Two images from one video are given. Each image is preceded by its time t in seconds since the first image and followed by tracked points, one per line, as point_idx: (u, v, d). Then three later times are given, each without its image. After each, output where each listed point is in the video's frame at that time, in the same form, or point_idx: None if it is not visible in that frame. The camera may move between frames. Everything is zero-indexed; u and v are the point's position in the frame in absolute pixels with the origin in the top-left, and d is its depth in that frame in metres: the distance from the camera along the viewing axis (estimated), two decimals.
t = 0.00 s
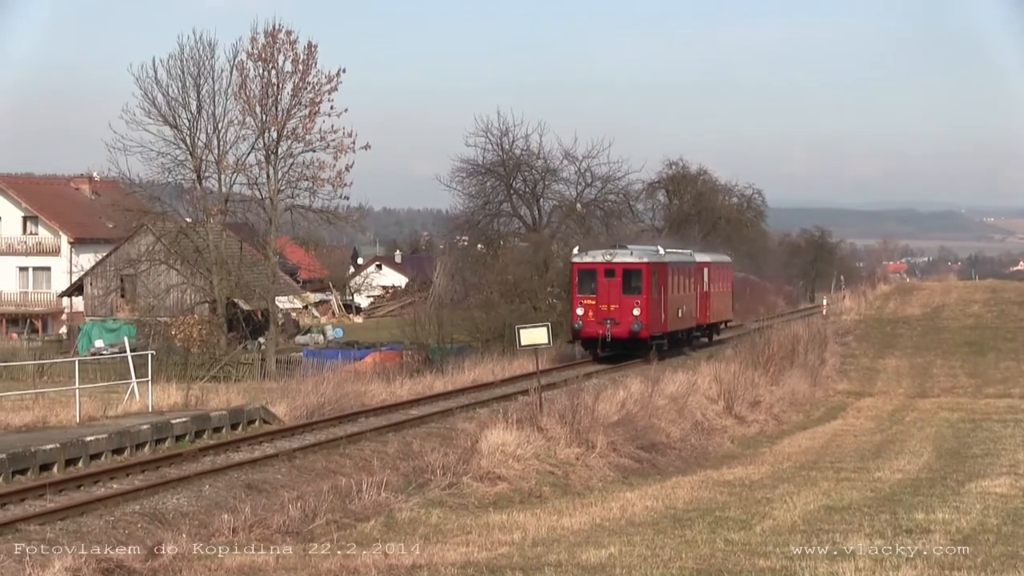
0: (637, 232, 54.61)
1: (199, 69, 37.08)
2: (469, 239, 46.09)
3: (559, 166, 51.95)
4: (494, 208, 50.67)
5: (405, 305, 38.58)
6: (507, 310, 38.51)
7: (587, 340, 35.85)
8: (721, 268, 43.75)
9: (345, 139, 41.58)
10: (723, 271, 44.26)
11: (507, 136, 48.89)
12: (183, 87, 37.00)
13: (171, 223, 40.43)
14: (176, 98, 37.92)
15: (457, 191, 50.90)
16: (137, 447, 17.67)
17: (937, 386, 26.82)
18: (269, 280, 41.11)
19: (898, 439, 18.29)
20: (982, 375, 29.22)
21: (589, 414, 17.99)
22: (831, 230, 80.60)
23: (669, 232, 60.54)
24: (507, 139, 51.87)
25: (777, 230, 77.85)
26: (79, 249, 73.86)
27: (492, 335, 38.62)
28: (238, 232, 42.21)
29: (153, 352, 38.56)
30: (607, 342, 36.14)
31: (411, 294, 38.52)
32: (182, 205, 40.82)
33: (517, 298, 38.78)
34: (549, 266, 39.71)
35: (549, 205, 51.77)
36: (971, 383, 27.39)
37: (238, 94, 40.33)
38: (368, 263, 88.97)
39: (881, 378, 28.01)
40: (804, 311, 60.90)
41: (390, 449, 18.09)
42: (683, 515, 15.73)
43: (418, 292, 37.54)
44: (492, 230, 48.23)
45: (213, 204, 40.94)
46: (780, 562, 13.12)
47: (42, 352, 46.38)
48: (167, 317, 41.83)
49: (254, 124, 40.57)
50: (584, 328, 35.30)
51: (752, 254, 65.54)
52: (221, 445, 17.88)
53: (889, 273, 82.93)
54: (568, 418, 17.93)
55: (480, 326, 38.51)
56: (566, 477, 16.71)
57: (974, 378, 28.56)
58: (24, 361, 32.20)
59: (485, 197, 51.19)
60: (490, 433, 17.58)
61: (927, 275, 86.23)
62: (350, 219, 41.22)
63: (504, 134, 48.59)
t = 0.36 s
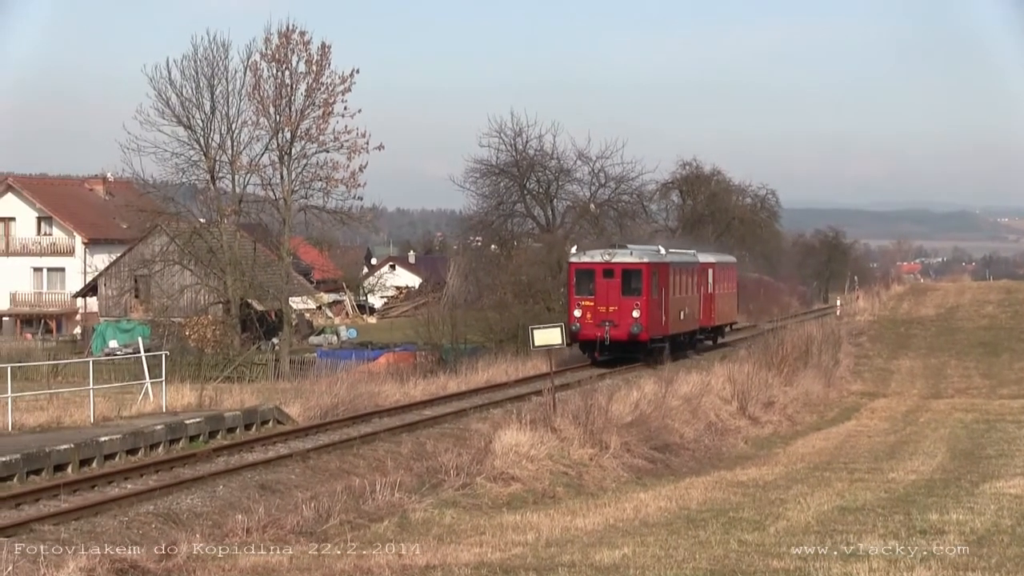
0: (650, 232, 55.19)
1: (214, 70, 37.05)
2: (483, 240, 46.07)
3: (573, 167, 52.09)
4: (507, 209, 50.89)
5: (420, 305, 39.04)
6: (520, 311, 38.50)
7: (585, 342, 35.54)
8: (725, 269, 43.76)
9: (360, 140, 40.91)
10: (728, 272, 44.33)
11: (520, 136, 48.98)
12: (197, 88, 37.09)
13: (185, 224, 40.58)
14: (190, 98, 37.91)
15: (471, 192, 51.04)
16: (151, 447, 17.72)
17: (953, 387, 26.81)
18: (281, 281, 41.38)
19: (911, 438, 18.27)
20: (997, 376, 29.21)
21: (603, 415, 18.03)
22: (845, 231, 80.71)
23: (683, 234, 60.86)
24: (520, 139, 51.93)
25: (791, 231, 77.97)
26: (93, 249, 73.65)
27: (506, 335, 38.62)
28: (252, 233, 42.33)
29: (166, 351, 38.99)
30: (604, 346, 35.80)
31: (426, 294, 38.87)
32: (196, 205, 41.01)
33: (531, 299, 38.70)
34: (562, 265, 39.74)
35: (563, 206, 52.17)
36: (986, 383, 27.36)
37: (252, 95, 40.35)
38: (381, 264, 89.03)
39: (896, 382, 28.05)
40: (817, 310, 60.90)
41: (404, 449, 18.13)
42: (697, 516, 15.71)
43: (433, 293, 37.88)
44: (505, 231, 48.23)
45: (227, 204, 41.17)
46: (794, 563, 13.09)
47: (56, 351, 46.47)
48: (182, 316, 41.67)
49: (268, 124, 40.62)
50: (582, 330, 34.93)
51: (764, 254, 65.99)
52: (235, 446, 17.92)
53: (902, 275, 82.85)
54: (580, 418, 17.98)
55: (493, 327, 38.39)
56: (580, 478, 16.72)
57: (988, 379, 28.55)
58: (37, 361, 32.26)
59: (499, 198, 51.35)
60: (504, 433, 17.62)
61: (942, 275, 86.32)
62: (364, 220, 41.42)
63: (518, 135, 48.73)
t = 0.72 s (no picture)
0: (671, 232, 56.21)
1: (236, 69, 37.17)
2: (502, 241, 46.15)
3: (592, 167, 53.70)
4: (528, 208, 52.92)
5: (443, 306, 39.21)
6: (543, 311, 38.01)
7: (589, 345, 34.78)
8: (737, 270, 43.71)
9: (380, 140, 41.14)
10: (741, 273, 44.29)
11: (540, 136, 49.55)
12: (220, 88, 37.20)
13: (207, 224, 40.75)
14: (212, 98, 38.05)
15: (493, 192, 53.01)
16: (174, 447, 17.76)
17: (977, 387, 26.72)
18: (304, 280, 41.32)
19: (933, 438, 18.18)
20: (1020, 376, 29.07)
21: (625, 415, 18.05)
22: (866, 231, 80.74)
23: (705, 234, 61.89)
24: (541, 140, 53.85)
25: (812, 232, 78.08)
26: (116, 249, 74.11)
27: (528, 335, 38.28)
28: (274, 233, 42.29)
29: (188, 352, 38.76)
30: (609, 349, 35.00)
31: (448, 294, 39.52)
32: (218, 205, 41.14)
33: (555, 298, 38.09)
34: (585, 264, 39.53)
35: (584, 205, 53.90)
36: (1011, 383, 27.22)
37: (274, 95, 40.52)
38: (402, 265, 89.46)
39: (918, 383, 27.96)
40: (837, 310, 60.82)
41: (426, 449, 18.15)
42: (719, 516, 15.65)
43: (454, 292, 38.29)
44: (524, 229, 50.34)
45: (248, 204, 41.27)
46: (815, 563, 13.04)
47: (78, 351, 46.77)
48: (204, 317, 42.11)
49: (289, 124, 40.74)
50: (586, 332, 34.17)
51: (786, 254, 66.29)
52: (257, 445, 17.95)
53: (923, 274, 82.68)
54: (602, 418, 18.01)
55: (516, 327, 38.23)
56: (601, 478, 16.71)
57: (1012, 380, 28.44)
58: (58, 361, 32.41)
59: (520, 197, 53.33)
60: (526, 433, 17.65)
61: (965, 275, 86.25)
62: (386, 220, 41.46)
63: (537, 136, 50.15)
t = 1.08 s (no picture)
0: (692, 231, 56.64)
1: (257, 69, 37.21)
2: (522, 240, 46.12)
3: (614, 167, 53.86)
4: (549, 208, 53.36)
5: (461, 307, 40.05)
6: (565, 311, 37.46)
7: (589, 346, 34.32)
8: (748, 270, 43.60)
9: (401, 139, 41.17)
10: (752, 274, 44.19)
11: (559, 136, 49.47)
12: (241, 88, 37.31)
13: (229, 223, 41.08)
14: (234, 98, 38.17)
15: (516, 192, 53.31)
16: (195, 446, 17.79)
17: (1000, 387, 26.59)
18: (325, 280, 41.36)
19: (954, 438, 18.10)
20: None
21: (646, 414, 18.04)
22: (887, 231, 80.41)
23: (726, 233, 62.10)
24: (563, 139, 53.96)
25: (833, 232, 77.81)
26: (137, 248, 74.14)
27: (549, 335, 37.89)
28: (296, 232, 42.49)
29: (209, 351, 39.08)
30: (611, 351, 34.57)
31: (467, 294, 40.04)
32: (239, 205, 41.47)
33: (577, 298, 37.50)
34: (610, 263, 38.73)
35: (605, 205, 54.29)
36: None
37: (296, 94, 40.63)
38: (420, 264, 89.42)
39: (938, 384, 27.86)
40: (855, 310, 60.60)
41: (447, 448, 18.14)
42: (740, 516, 15.61)
43: (472, 293, 39.26)
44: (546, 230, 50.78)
45: (270, 204, 41.62)
46: (837, 562, 13.01)
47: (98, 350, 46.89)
48: (224, 316, 41.16)
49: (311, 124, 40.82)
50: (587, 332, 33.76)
51: (806, 253, 66.15)
52: (278, 444, 17.96)
53: (944, 274, 82.39)
54: (623, 418, 18.01)
55: (538, 327, 37.99)
56: (622, 477, 16.70)
57: None
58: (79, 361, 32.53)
59: (541, 197, 53.69)
60: (547, 433, 17.64)
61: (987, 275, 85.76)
62: (406, 220, 41.47)
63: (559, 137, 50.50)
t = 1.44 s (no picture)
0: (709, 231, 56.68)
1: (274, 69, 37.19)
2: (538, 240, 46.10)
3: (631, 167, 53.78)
4: (565, 210, 53.38)
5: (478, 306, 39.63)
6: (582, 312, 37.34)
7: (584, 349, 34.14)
8: (755, 271, 43.55)
9: (418, 139, 41.09)
10: (760, 274, 44.16)
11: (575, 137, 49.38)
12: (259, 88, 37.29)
13: (245, 223, 40.93)
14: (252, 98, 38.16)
15: (533, 192, 53.25)
16: (212, 446, 17.82)
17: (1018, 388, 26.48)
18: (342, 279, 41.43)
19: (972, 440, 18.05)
20: None
21: (663, 414, 18.05)
22: (904, 231, 80.05)
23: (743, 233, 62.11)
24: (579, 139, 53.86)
25: (850, 232, 77.54)
26: (154, 248, 74.33)
27: (565, 335, 37.73)
28: (312, 232, 42.50)
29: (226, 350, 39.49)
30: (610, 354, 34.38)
31: (484, 295, 39.74)
32: (256, 204, 41.33)
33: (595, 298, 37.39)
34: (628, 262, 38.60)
35: (622, 205, 54.21)
36: None
37: (312, 94, 40.56)
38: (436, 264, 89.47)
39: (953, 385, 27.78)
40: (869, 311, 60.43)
41: (464, 448, 18.15)
42: (757, 516, 15.60)
43: (488, 292, 39.08)
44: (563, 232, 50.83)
45: (286, 204, 41.44)
46: (855, 563, 13.00)
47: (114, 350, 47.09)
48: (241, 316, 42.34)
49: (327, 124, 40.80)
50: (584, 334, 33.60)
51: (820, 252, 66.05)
52: (295, 445, 17.96)
53: (961, 274, 82.15)
54: (639, 418, 18.02)
55: (555, 327, 37.85)
56: (639, 478, 16.70)
57: None
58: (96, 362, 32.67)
59: (557, 197, 53.67)
60: (564, 433, 17.66)
61: (1005, 275, 85.26)
62: (423, 219, 41.44)
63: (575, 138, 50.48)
